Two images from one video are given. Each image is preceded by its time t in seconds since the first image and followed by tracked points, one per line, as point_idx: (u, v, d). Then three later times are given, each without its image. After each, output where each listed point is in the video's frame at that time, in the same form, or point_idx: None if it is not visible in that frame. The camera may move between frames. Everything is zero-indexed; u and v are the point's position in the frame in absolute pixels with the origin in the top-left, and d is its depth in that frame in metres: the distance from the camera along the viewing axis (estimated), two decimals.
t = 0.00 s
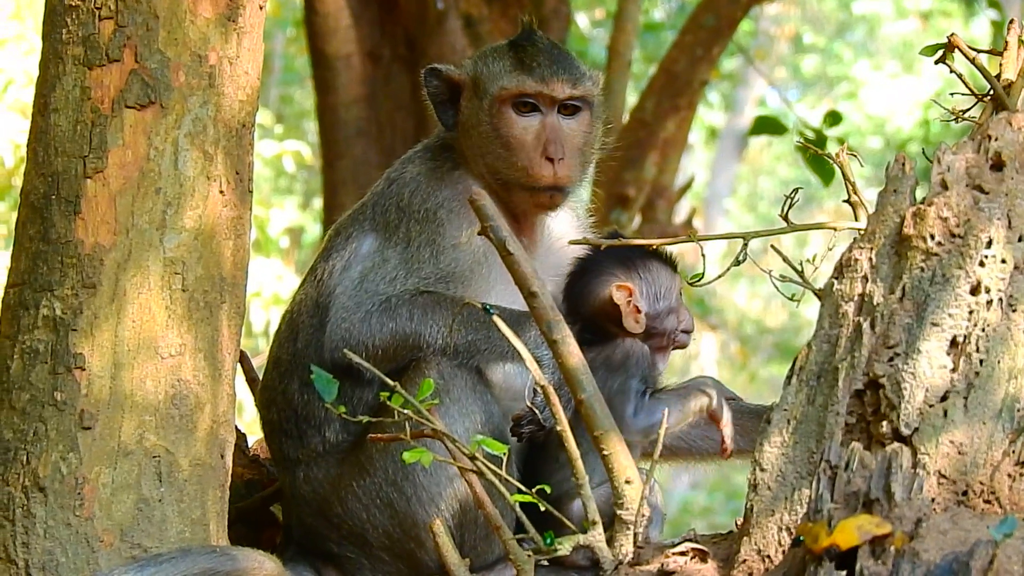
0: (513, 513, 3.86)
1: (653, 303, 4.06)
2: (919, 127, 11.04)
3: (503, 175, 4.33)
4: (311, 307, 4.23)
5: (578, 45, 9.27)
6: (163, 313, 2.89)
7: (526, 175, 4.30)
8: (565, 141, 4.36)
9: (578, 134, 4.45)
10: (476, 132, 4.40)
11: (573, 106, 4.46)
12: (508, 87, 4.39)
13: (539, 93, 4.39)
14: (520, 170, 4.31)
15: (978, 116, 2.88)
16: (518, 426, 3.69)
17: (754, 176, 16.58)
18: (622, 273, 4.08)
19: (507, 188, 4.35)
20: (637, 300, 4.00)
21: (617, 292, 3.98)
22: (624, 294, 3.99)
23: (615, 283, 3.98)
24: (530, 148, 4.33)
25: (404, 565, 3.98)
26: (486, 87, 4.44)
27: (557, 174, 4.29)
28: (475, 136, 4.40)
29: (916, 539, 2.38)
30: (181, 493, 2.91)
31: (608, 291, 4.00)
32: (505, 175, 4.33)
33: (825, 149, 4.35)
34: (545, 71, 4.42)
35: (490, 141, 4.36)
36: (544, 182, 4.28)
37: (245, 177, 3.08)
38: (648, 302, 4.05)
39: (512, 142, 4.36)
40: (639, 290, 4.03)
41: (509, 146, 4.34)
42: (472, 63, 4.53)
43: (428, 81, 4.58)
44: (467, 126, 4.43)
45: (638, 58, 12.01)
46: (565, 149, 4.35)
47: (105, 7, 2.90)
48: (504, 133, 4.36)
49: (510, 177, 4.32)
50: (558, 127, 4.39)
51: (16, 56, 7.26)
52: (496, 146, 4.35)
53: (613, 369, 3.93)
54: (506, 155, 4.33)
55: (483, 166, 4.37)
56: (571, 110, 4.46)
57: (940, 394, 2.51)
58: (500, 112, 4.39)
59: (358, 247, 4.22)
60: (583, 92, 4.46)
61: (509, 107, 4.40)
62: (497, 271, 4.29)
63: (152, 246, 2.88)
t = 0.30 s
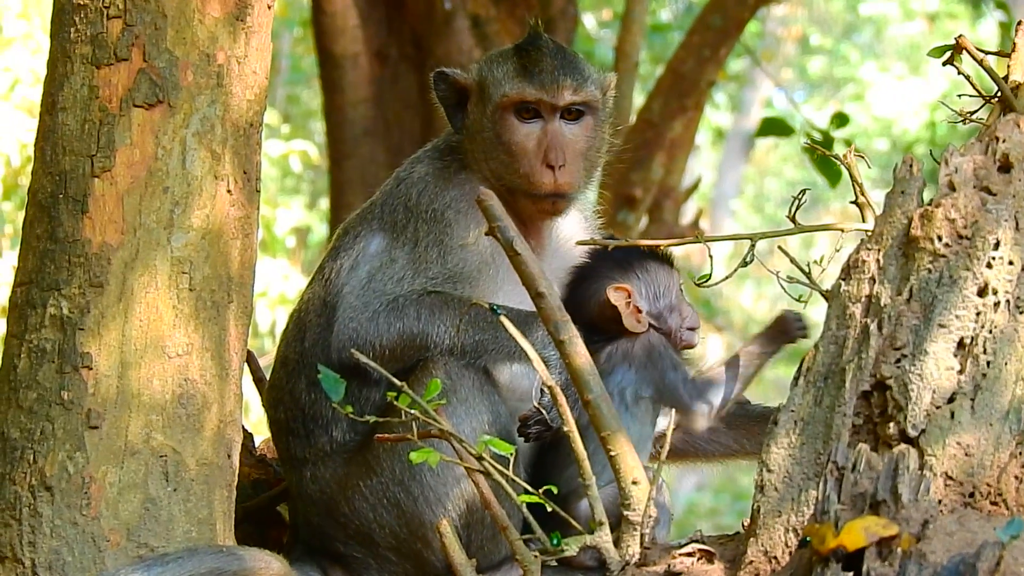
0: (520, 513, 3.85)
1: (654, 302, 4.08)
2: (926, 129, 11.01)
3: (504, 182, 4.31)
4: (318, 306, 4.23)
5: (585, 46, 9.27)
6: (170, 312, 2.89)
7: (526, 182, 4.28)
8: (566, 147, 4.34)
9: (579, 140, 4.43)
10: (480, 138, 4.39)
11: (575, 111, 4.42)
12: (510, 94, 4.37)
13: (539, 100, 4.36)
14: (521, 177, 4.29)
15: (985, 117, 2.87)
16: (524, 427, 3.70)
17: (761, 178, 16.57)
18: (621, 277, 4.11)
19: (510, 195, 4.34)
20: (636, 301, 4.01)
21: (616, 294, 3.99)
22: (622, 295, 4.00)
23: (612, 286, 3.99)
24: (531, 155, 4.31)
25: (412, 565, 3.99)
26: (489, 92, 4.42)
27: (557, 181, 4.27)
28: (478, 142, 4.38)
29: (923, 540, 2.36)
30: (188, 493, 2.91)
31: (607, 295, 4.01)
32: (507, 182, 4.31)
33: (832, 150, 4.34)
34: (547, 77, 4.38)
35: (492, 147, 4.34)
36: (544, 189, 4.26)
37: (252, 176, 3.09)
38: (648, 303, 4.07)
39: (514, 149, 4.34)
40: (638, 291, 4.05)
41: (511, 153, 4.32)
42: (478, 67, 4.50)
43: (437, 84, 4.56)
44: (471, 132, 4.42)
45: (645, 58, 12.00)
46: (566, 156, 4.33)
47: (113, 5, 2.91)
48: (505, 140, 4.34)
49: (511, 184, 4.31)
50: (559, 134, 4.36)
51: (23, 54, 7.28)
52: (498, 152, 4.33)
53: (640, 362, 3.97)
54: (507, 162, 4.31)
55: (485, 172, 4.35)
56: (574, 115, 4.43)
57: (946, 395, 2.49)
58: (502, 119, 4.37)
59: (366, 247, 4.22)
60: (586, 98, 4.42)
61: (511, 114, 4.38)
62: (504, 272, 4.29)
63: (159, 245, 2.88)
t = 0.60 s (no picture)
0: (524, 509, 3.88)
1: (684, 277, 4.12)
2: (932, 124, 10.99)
3: (501, 183, 4.25)
4: (319, 303, 4.23)
5: (588, 41, 9.27)
6: (174, 309, 2.89)
7: (523, 183, 4.22)
8: (561, 148, 4.27)
9: (575, 140, 4.36)
10: (477, 137, 4.34)
11: (571, 111, 4.35)
12: (504, 94, 4.30)
13: (533, 101, 4.29)
14: (517, 178, 4.23)
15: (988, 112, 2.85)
16: (529, 422, 3.67)
17: (766, 172, 16.55)
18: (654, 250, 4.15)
19: (508, 196, 4.28)
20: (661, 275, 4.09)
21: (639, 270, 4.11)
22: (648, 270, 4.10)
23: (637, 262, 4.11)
24: (527, 156, 4.24)
25: (416, 561, 4.02)
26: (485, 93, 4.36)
27: (553, 182, 4.20)
28: (475, 142, 4.33)
29: (927, 535, 2.31)
30: (192, 490, 2.91)
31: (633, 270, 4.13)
32: (504, 183, 4.25)
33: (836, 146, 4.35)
34: (543, 77, 4.31)
35: (488, 148, 4.29)
36: (540, 190, 4.19)
37: (255, 173, 3.09)
38: (676, 277, 4.12)
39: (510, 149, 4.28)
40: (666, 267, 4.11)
41: (506, 154, 4.26)
42: (476, 65, 4.44)
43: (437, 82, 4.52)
44: (469, 132, 4.36)
45: (651, 54, 11.98)
46: (561, 156, 4.26)
47: (116, 3, 2.91)
48: (501, 140, 4.28)
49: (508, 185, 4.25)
50: (554, 134, 4.29)
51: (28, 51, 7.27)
52: (494, 154, 4.27)
53: (668, 332, 4.01)
54: (503, 163, 4.25)
55: (484, 173, 4.29)
56: (569, 116, 4.36)
57: (950, 390, 2.46)
58: (497, 120, 4.31)
59: (367, 244, 4.23)
60: (581, 98, 4.35)
61: (506, 115, 4.31)
62: (505, 268, 4.28)
63: (163, 242, 2.88)
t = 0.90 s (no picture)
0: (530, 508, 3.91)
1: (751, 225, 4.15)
2: (938, 123, 10.97)
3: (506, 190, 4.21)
4: (325, 299, 4.24)
5: (593, 40, 9.28)
6: (179, 306, 2.90)
7: (526, 190, 4.16)
8: (564, 154, 4.20)
9: (579, 145, 4.28)
10: (480, 140, 4.28)
11: (574, 116, 4.27)
12: (506, 101, 4.23)
13: (535, 108, 4.21)
14: (520, 184, 4.18)
15: (994, 111, 2.84)
16: (534, 420, 3.65)
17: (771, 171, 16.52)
18: (724, 194, 4.23)
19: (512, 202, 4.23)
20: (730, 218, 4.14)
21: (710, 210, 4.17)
22: (717, 212, 4.16)
23: (710, 200, 4.17)
24: (530, 163, 4.18)
25: (421, 559, 4.03)
26: (488, 98, 4.27)
27: (556, 189, 4.13)
28: (480, 146, 4.28)
29: (932, 534, 2.29)
30: (197, 487, 2.91)
31: (703, 209, 4.19)
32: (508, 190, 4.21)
33: (841, 144, 4.33)
34: (546, 83, 4.22)
35: (492, 155, 4.24)
36: (543, 198, 4.13)
37: (262, 170, 3.09)
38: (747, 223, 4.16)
39: (512, 156, 4.22)
40: (735, 212, 4.15)
41: (509, 162, 4.21)
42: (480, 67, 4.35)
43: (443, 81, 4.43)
44: (474, 136, 4.30)
45: (656, 52, 11.98)
46: (564, 163, 4.19)
47: None
48: (504, 147, 4.22)
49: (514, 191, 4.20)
50: (557, 141, 4.22)
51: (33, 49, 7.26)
52: (498, 160, 4.22)
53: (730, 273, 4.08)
54: (507, 171, 4.21)
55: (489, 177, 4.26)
56: (573, 121, 4.29)
57: (955, 388, 2.43)
58: (500, 126, 4.24)
59: (372, 241, 4.23)
60: (585, 103, 4.27)
61: (508, 121, 4.24)
62: (510, 266, 4.28)
63: (168, 239, 2.88)
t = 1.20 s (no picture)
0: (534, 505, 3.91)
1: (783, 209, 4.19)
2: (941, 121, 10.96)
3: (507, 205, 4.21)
4: (330, 293, 4.23)
5: (596, 37, 9.28)
6: (182, 302, 2.90)
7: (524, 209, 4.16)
8: (564, 172, 4.19)
9: (581, 162, 4.28)
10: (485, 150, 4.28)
11: (577, 134, 4.25)
12: (510, 117, 4.20)
13: (537, 126, 4.19)
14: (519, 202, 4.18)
15: (998, 108, 2.84)
16: (538, 415, 3.65)
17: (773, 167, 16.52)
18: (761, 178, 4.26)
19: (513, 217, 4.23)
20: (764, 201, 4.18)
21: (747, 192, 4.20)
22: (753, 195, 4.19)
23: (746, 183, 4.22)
24: (530, 182, 4.17)
25: (424, 555, 4.02)
26: (494, 110, 4.26)
27: (554, 209, 4.12)
28: (485, 156, 4.27)
29: (935, 531, 2.29)
30: (201, 483, 2.92)
31: (738, 193, 4.23)
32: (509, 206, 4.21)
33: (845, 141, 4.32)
34: (550, 99, 4.19)
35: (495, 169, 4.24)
36: (541, 217, 4.13)
37: (265, 167, 3.09)
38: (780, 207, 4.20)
39: (514, 172, 4.21)
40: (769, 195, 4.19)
41: (511, 177, 4.20)
42: (492, 73, 4.31)
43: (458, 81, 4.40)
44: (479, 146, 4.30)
45: (659, 49, 11.97)
46: (564, 182, 4.18)
47: None
48: (507, 162, 4.22)
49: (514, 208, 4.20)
50: (557, 159, 4.21)
51: (36, 45, 7.29)
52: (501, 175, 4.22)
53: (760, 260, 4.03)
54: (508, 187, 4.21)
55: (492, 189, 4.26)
56: (576, 139, 4.26)
57: (959, 386, 2.42)
58: (503, 140, 4.23)
59: (377, 236, 4.23)
60: (588, 121, 4.24)
61: (512, 135, 4.22)
62: (515, 264, 4.30)
63: (172, 235, 2.89)
